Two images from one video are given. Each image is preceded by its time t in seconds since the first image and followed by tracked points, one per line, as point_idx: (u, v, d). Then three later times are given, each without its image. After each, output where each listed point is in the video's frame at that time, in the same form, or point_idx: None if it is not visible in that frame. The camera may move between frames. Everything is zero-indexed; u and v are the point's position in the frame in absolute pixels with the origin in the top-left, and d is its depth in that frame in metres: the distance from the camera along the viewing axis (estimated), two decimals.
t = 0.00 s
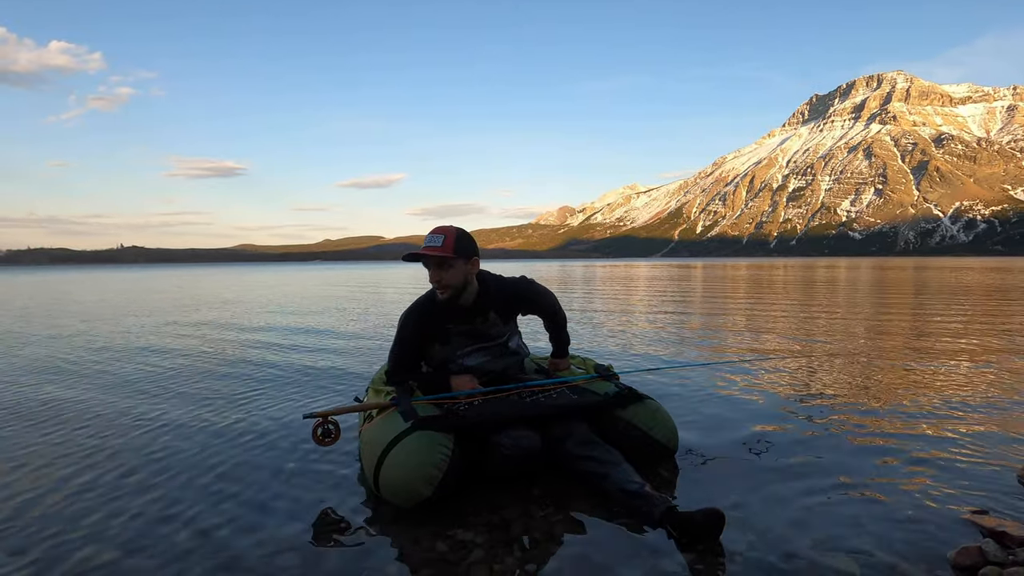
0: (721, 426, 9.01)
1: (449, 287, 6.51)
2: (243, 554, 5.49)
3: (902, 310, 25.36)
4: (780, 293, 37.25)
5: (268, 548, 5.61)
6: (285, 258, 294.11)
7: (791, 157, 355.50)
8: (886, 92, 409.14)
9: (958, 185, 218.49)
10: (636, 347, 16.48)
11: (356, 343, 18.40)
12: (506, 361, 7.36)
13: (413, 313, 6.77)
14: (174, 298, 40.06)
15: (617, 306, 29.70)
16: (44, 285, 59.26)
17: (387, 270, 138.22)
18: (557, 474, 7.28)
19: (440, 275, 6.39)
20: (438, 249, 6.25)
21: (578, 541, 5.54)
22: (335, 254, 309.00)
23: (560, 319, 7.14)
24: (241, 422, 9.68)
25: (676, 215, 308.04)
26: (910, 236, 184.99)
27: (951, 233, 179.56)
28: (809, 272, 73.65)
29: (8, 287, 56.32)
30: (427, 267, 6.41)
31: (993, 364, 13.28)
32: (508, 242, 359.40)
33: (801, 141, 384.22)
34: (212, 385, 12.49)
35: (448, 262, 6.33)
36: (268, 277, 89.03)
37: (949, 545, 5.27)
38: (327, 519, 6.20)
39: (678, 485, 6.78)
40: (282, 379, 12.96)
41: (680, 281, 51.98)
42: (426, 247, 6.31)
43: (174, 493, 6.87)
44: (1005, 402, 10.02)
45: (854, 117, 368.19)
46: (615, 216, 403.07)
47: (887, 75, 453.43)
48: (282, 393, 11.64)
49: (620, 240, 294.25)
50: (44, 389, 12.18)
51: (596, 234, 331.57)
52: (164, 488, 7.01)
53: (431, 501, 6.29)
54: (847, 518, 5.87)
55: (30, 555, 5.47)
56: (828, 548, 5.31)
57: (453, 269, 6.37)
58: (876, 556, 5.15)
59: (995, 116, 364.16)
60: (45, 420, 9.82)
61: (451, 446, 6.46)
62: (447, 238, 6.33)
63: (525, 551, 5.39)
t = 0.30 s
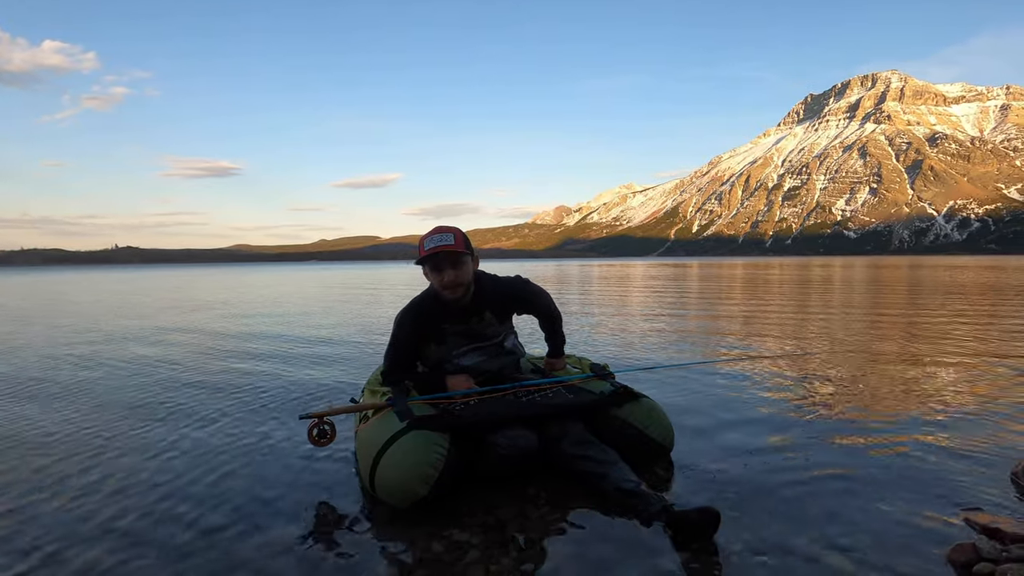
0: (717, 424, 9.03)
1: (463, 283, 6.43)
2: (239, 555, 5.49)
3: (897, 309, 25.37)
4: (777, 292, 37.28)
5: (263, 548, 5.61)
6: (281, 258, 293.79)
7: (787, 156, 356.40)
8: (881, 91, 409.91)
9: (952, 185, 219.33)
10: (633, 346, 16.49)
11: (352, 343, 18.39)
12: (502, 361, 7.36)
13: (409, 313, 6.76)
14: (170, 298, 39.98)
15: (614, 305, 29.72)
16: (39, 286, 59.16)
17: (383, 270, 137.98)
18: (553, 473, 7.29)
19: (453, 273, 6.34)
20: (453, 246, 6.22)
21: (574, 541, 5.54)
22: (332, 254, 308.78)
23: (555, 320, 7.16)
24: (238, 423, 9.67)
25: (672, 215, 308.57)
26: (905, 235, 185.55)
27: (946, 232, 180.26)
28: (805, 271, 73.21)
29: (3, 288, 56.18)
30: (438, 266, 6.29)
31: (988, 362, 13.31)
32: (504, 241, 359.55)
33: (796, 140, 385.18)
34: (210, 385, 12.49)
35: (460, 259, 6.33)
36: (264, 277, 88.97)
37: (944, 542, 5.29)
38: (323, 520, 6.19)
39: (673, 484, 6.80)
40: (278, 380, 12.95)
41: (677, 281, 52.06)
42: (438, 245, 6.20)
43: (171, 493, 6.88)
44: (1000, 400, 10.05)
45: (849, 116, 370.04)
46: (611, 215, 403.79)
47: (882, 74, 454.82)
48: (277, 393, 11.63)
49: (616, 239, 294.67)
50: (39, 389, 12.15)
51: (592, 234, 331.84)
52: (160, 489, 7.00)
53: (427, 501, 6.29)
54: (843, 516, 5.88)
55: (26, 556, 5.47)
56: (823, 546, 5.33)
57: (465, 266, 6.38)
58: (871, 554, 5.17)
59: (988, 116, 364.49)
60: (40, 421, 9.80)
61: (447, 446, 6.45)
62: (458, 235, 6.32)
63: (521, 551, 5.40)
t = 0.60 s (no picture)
0: (716, 423, 9.03)
1: (464, 282, 6.42)
2: (238, 555, 5.48)
3: (895, 308, 25.35)
4: (775, 291, 37.23)
5: (263, 548, 5.61)
6: (279, 257, 293.58)
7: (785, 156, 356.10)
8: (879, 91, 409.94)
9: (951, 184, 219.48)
10: (631, 346, 16.49)
11: (351, 342, 18.38)
12: (501, 360, 7.37)
13: (409, 312, 6.77)
14: (168, 298, 39.97)
15: (613, 305, 29.68)
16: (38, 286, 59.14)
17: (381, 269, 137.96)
18: (552, 473, 7.29)
19: (455, 271, 6.35)
20: (456, 243, 6.26)
21: (574, 541, 5.54)
22: (330, 254, 308.45)
23: (555, 319, 7.18)
24: (237, 422, 9.66)
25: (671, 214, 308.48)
26: (903, 233, 185.74)
27: (944, 231, 180.30)
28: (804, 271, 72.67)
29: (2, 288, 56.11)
30: (440, 263, 6.30)
31: (986, 361, 13.32)
32: (503, 241, 359.40)
33: (795, 140, 385.60)
34: (209, 385, 12.47)
35: (463, 257, 6.37)
36: (263, 277, 88.95)
37: (942, 541, 5.30)
38: (322, 520, 6.18)
39: (672, 483, 6.81)
40: (276, 379, 12.93)
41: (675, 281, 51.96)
42: (441, 243, 6.22)
43: (170, 493, 6.87)
44: (998, 399, 10.07)
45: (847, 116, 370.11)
46: (610, 214, 403.81)
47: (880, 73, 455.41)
48: (275, 393, 11.61)
49: (615, 238, 294.53)
50: (36, 389, 12.12)
51: (590, 233, 331.98)
52: (159, 488, 7.00)
53: (426, 501, 6.28)
54: (841, 515, 5.89)
55: (26, 556, 5.46)
56: (821, 545, 5.34)
57: (467, 264, 6.42)
58: (869, 553, 5.17)
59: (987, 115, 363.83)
60: (38, 420, 9.77)
61: (447, 446, 6.46)
62: (460, 234, 6.38)
63: (521, 551, 5.40)
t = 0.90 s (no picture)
0: (716, 423, 9.04)
1: (467, 283, 6.42)
2: (239, 555, 5.50)
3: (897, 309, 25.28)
4: (777, 292, 37.20)
5: (264, 548, 5.62)
6: (280, 258, 294.58)
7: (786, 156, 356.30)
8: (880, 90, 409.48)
9: (952, 184, 219.32)
10: (632, 346, 16.52)
11: (353, 343, 18.47)
12: (502, 361, 7.37)
13: (410, 313, 6.78)
14: (171, 299, 40.19)
15: (614, 305, 29.68)
16: (43, 287, 59.52)
17: (382, 270, 138.13)
18: (553, 473, 7.29)
19: (458, 270, 6.35)
20: (459, 243, 6.28)
21: (574, 541, 5.54)
22: (331, 255, 308.77)
23: (555, 319, 7.17)
24: (239, 423, 9.68)
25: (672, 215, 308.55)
26: (904, 233, 185.62)
27: (945, 231, 180.19)
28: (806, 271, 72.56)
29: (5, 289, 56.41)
30: (443, 264, 6.31)
31: (988, 361, 13.34)
32: (504, 241, 359.60)
33: (795, 140, 384.79)
34: (211, 386, 12.51)
35: (466, 256, 6.39)
36: (265, 277, 89.23)
37: (943, 541, 5.30)
38: (323, 521, 6.19)
39: (673, 484, 6.81)
40: (278, 380, 12.98)
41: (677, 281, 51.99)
42: (445, 243, 6.25)
43: (172, 494, 6.89)
44: (999, 398, 10.09)
45: (848, 115, 369.98)
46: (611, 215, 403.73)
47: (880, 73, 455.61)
48: (276, 394, 11.63)
49: (616, 239, 294.59)
50: (39, 390, 12.21)
51: (591, 233, 332.20)
52: (161, 489, 7.02)
53: (428, 502, 6.29)
54: (842, 515, 5.88)
55: (27, 556, 5.48)
56: (822, 545, 5.33)
57: (471, 264, 6.43)
58: (870, 553, 5.17)
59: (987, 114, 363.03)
60: (40, 422, 9.82)
61: (448, 447, 6.46)
62: (463, 234, 6.40)
63: (521, 551, 5.41)
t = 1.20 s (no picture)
0: (718, 422, 9.03)
1: (476, 280, 6.47)
2: (240, 555, 5.48)
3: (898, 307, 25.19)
4: (778, 289, 37.12)
5: (265, 547, 5.62)
6: (282, 257, 294.63)
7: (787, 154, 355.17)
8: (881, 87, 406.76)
9: (954, 182, 218.69)
10: (633, 345, 16.49)
11: (354, 341, 18.46)
12: (503, 360, 7.34)
13: (411, 312, 6.78)
14: (172, 298, 40.13)
15: (615, 303, 29.60)
16: (45, 287, 59.46)
17: (384, 268, 138.16)
18: (555, 471, 7.30)
19: (471, 267, 6.40)
20: (471, 239, 6.33)
21: (576, 539, 5.53)
22: (333, 254, 308.87)
23: (556, 317, 7.16)
24: (240, 422, 9.68)
25: (673, 213, 307.94)
26: (906, 232, 185.03)
27: (947, 229, 179.49)
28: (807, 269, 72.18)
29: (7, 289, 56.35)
30: (455, 261, 6.31)
31: (990, 359, 13.31)
32: (505, 240, 359.14)
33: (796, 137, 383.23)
34: (212, 385, 12.50)
35: (476, 252, 6.46)
36: (267, 276, 89.21)
37: (945, 539, 5.30)
38: (325, 519, 6.19)
39: (674, 482, 6.80)
40: (278, 379, 12.96)
41: (677, 279, 51.86)
42: (457, 238, 6.28)
43: (172, 493, 6.89)
44: (1001, 396, 10.07)
45: (850, 113, 368.69)
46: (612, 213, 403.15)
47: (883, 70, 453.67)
48: (278, 393, 11.63)
49: (617, 237, 294.13)
50: (39, 390, 12.18)
51: (593, 232, 331.97)
52: (163, 488, 7.03)
53: (429, 500, 6.28)
54: (844, 513, 5.89)
55: (29, 555, 5.49)
56: (824, 542, 5.34)
57: (480, 260, 6.50)
58: (872, 551, 5.16)
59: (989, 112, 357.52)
60: (41, 422, 9.80)
61: (449, 446, 6.47)
62: (472, 230, 6.46)
63: (522, 550, 5.40)
